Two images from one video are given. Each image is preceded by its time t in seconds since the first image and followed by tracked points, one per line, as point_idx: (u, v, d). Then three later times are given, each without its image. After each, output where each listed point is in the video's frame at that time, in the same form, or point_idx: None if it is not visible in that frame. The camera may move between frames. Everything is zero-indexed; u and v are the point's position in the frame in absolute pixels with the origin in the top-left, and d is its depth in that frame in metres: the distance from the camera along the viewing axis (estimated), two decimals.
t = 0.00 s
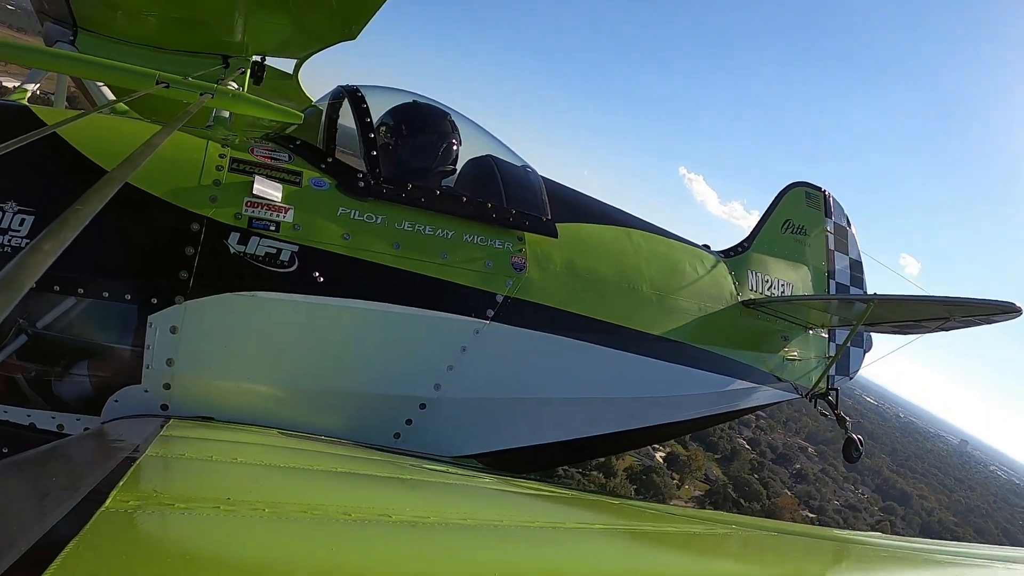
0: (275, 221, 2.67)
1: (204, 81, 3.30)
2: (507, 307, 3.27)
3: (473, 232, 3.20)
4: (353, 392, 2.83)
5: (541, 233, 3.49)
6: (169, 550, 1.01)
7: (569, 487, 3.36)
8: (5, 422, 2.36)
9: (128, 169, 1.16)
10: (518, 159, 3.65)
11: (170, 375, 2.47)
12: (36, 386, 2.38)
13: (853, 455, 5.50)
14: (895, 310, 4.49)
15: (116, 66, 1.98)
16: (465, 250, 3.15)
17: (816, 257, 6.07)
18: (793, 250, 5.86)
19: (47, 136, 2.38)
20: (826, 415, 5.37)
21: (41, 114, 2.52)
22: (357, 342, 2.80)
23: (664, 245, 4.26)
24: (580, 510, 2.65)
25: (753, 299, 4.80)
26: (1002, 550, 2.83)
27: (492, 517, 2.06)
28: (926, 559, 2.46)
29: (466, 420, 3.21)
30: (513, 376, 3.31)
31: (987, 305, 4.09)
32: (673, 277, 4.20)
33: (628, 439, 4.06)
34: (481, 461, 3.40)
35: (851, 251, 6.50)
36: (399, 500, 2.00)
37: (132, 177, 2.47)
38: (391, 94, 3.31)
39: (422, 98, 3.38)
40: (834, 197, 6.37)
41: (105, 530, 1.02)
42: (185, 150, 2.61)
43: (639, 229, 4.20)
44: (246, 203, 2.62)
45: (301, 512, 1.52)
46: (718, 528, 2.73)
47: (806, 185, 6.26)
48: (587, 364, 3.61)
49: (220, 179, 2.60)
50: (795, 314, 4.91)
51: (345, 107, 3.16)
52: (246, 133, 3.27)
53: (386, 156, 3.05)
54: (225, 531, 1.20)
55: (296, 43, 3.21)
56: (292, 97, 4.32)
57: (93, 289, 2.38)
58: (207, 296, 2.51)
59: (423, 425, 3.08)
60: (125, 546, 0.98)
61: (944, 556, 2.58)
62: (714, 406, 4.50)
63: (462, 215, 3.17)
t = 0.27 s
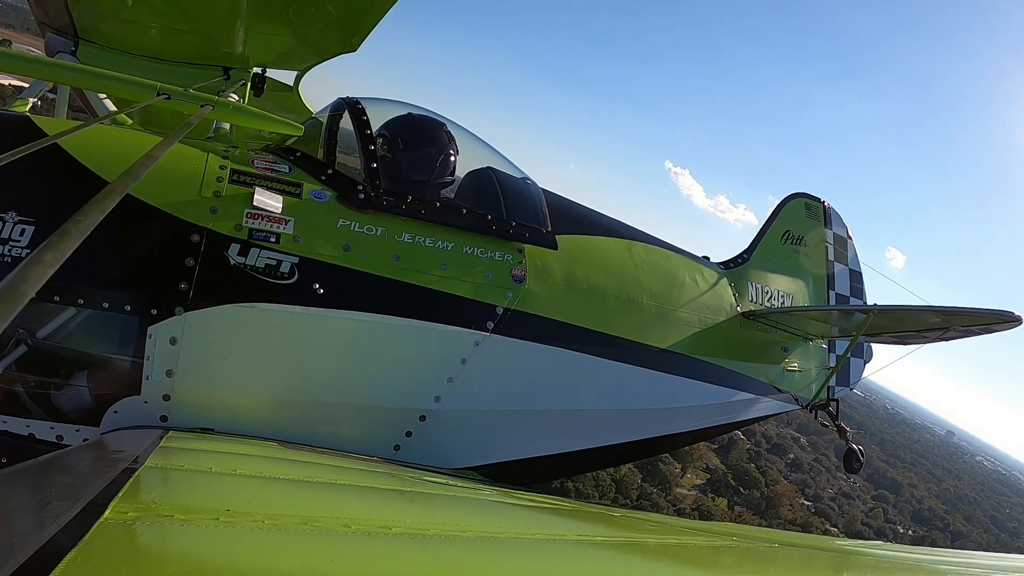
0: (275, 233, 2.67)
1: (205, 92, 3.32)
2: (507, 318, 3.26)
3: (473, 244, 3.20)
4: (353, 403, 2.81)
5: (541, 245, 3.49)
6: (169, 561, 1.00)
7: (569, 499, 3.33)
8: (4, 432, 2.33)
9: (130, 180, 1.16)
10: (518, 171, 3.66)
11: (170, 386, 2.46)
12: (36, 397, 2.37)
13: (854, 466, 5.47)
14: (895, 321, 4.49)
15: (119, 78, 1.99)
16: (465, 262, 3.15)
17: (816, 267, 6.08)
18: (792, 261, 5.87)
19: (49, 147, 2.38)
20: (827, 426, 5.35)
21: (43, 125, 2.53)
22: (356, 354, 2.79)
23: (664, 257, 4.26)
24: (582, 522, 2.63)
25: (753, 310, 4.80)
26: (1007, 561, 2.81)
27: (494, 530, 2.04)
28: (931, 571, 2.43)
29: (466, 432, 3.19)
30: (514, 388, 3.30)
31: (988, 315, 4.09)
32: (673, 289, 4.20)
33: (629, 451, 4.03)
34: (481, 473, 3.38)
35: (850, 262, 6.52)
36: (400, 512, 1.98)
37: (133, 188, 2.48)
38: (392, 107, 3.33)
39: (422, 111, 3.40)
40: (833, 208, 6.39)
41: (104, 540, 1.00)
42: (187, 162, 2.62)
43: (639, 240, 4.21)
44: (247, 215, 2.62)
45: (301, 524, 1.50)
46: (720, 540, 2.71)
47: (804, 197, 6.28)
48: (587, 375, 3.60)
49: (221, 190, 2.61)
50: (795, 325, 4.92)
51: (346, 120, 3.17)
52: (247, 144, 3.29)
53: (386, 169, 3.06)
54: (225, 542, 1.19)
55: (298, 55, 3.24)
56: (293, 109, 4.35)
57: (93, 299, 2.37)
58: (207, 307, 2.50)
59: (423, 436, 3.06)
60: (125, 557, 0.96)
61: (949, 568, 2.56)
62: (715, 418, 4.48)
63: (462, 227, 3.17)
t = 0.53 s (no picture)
0: (272, 236, 2.67)
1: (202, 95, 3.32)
2: (504, 321, 3.26)
3: (470, 248, 3.21)
4: (351, 407, 2.81)
5: (538, 248, 3.50)
6: (166, 566, 0.99)
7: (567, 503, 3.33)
8: None
9: (127, 183, 1.16)
10: (515, 175, 3.67)
11: (167, 391, 2.45)
12: (32, 401, 2.36)
13: (852, 469, 5.48)
14: (892, 323, 4.51)
15: (115, 82, 1.99)
16: (462, 266, 3.15)
17: (813, 270, 6.10)
18: (789, 263, 5.88)
19: (46, 151, 2.38)
20: (825, 428, 5.35)
21: (40, 129, 2.53)
22: (353, 357, 2.79)
23: (661, 260, 4.27)
24: (580, 526, 2.62)
25: (751, 313, 4.81)
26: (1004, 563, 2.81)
27: (492, 534, 2.03)
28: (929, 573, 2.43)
29: (463, 435, 3.19)
30: (511, 391, 3.29)
31: (984, 316, 4.11)
32: (670, 292, 4.20)
33: (627, 454, 4.03)
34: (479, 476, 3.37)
35: (847, 264, 6.54)
36: (398, 516, 1.98)
37: (130, 192, 2.48)
38: (389, 111, 3.34)
39: (419, 115, 3.40)
40: (830, 211, 6.42)
41: (101, 544, 1.00)
42: (184, 166, 2.62)
43: (636, 243, 4.22)
44: (243, 219, 2.62)
45: (299, 528, 1.50)
46: (719, 543, 2.70)
47: (801, 199, 6.31)
48: (585, 378, 3.60)
49: (218, 194, 2.61)
50: (792, 327, 4.93)
51: (343, 124, 3.18)
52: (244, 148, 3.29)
53: (383, 172, 3.07)
54: (222, 546, 1.18)
55: (295, 59, 3.24)
56: (291, 113, 4.35)
57: (89, 303, 2.36)
58: (203, 311, 2.49)
59: (421, 440, 3.05)
60: (121, 561, 0.96)
61: (948, 571, 2.56)
62: (713, 421, 4.48)
63: (459, 230, 3.17)
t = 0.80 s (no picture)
0: (269, 235, 2.67)
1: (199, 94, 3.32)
2: (502, 319, 3.27)
3: (468, 246, 3.21)
4: (349, 405, 2.81)
5: (535, 246, 3.50)
6: (166, 564, 1.00)
7: (565, 500, 3.34)
8: None
9: (124, 182, 1.16)
10: (512, 173, 3.67)
11: (165, 389, 2.45)
12: (30, 400, 2.35)
13: (850, 465, 5.50)
14: (889, 320, 4.53)
15: (112, 81, 1.98)
16: (460, 264, 3.15)
17: (810, 267, 6.11)
18: (787, 261, 5.89)
19: (42, 150, 2.38)
20: (822, 425, 5.37)
21: (36, 128, 2.52)
22: (351, 356, 2.79)
23: (658, 258, 4.28)
24: (578, 523, 2.63)
25: (748, 310, 4.83)
26: (1000, 559, 2.83)
27: (491, 531, 2.04)
28: (925, 569, 2.45)
29: (461, 433, 3.20)
30: (509, 389, 3.30)
31: (982, 313, 4.13)
32: (668, 289, 4.22)
33: (625, 451, 4.04)
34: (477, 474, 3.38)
35: (844, 261, 6.56)
36: (397, 514, 1.98)
37: (127, 191, 2.47)
38: (386, 109, 3.34)
39: (417, 113, 3.40)
40: (827, 208, 6.43)
41: (101, 543, 1.00)
42: (181, 165, 2.62)
43: (633, 241, 4.22)
44: (240, 217, 2.62)
45: (298, 526, 1.50)
46: (717, 540, 2.72)
47: (798, 197, 6.31)
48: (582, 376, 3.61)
49: (215, 193, 2.61)
50: (789, 325, 4.94)
51: (340, 122, 3.17)
52: (241, 147, 3.28)
53: (380, 171, 3.07)
54: (221, 545, 1.19)
55: (292, 57, 3.24)
56: (288, 112, 4.34)
57: (87, 302, 2.36)
58: (201, 310, 2.49)
59: (419, 438, 3.06)
60: (121, 561, 0.96)
61: (944, 566, 2.58)
62: (711, 418, 4.49)
63: (456, 229, 3.18)
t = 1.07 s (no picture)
0: (268, 226, 2.67)
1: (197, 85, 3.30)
2: (500, 312, 3.27)
3: (466, 237, 3.21)
4: (348, 397, 2.83)
5: (534, 238, 3.50)
6: (164, 557, 1.01)
7: (563, 492, 3.36)
8: None
9: (121, 173, 1.16)
10: (512, 164, 3.66)
11: (164, 381, 2.46)
12: (30, 392, 2.37)
13: (847, 458, 5.53)
14: (887, 314, 4.54)
15: (108, 71, 1.97)
16: (458, 255, 3.15)
17: (809, 260, 6.11)
18: (785, 254, 5.90)
19: (40, 141, 2.37)
20: (820, 418, 5.40)
21: (34, 119, 2.51)
22: (350, 348, 2.80)
23: (657, 250, 4.28)
24: (575, 514, 2.65)
25: (746, 303, 4.84)
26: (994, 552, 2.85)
27: (488, 523, 2.06)
28: (920, 561, 2.47)
29: (459, 425, 3.21)
30: (507, 381, 3.31)
31: (980, 307, 4.14)
32: (666, 281, 4.22)
33: (623, 443, 4.06)
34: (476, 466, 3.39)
35: (843, 254, 6.56)
36: (395, 506, 2.00)
37: (125, 182, 2.47)
38: (385, 100, 3.32)
39: (415, 104, 3.38)
40: (826, 201, 6.42)
41: (99, 536, 1.01)
42: (178, 156, 2.61)
43: (632, 233, 4.22)
44: (239, 209, 2.61)
45: (296, 518, 1.51)
46: (713, 532, 2.74)
47: (798, 189, 6.31)
48: (581, 368, 3.62)
49: (213, 184, 2.60)
50: (788, 317, 4.95)
51: (338, 113, 3.16)
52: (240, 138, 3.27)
53: (379, 162, 3.06)
54: (219, 537, 1.20)
55: (290, 48, 3.22)
56: (286, 102, 4.32)
57: (85, 294, 2.36)
58: (200, 301, 2.50)
59: (417, 430, 3.08)
60: (119, 553, 0.97)
61: (938, 559, 2.60)
62: (709, 410, 4.51)
63: (455, 220, 3.17)
